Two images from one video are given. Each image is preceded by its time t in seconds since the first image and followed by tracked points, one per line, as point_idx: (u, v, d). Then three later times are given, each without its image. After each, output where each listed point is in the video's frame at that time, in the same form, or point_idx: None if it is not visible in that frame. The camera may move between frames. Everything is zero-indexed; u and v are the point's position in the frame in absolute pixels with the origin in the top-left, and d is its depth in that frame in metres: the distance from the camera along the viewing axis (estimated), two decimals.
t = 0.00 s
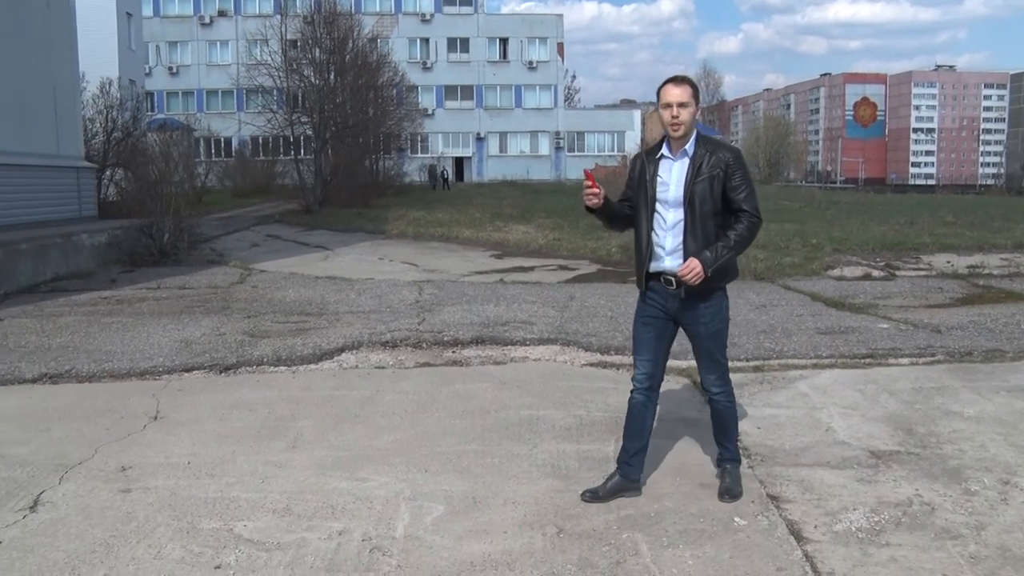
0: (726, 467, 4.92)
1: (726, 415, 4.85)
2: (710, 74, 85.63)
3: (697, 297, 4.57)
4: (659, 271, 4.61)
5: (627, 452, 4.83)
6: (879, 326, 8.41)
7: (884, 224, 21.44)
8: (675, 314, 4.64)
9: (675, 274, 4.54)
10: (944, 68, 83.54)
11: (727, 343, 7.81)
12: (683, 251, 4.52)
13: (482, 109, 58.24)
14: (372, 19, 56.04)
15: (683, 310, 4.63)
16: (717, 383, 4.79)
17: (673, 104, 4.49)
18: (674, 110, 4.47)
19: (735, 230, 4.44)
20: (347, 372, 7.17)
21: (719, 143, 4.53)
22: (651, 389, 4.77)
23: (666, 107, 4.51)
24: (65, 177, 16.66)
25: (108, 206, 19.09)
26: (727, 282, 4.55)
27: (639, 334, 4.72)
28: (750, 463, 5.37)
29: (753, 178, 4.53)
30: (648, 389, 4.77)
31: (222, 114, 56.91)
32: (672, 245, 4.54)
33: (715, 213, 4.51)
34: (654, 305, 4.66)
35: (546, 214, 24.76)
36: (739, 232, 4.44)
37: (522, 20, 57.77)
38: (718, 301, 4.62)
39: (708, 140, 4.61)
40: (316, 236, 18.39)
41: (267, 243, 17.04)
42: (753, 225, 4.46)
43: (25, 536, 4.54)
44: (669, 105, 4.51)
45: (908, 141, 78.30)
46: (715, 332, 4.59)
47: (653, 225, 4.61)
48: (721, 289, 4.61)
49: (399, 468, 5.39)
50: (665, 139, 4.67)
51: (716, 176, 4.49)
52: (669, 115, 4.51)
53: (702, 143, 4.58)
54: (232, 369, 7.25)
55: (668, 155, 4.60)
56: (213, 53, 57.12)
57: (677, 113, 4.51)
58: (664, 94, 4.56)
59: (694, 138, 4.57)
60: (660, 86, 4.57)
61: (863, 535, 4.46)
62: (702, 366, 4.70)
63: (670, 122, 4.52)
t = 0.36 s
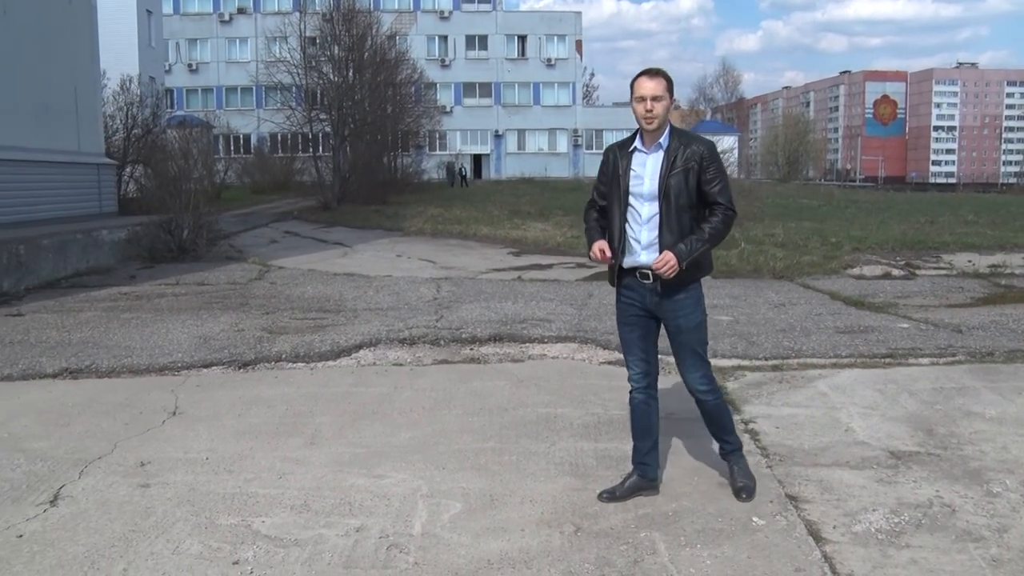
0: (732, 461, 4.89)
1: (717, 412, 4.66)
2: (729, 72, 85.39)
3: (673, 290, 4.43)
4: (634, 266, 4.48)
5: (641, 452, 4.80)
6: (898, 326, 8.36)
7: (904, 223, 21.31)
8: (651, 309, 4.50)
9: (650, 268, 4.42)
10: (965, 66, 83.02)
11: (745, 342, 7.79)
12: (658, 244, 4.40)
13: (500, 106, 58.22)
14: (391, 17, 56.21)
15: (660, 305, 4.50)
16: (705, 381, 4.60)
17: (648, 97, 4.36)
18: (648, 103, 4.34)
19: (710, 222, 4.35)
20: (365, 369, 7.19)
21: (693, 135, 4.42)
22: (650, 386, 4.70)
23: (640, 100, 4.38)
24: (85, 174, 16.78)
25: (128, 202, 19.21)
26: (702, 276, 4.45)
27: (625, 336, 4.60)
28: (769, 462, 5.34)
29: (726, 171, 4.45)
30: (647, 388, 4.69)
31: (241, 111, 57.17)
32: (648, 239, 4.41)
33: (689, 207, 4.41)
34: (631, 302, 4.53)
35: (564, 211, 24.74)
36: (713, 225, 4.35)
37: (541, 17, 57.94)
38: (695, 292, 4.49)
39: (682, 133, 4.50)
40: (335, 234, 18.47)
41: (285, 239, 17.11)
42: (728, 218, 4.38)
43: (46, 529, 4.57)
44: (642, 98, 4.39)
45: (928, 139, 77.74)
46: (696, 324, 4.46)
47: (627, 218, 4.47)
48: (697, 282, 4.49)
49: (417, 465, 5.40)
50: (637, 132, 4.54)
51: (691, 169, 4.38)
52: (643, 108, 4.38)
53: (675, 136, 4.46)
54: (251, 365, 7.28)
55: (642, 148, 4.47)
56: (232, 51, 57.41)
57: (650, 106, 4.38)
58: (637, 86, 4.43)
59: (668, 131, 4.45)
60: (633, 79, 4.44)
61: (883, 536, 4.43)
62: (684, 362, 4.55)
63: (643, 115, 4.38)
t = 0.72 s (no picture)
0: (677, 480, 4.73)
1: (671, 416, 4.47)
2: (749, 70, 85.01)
3: (665, 287, 4.33)
4: (630, 266, 4.41)
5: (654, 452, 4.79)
6: (920, 326, 8.29)
7: (925, 223, 21.15)
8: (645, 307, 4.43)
9: (646, 268, 4.36)
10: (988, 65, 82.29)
11: (765, 342, 7.75)
12: (654, 244, 4.33)
13: (520, 104, 58.20)
14: (410, 15, 56.29)
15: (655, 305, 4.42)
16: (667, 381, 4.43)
17: (638, 97, 4.26)
18: (639, 104, 4.25)
19: (707, 219, 4.27)
20: (384, 366, 7.21)
21: (685, 133, 4.33)
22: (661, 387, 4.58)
23: (630, 101, 4.29)
24: (107, 171, 16.91)
25: (149, 199, 19.35)
26: (697, 273, 4.36)
27: (630, 338, 4.56)
28: (788, 463, 5.32)
29: (721, 167, 4.36)
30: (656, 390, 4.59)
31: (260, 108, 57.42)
32: (643, 239, 4.35)
33: (684, 205, 4.34)
34: (628, 303, 4.47)
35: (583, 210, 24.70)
36: (710, 224, 4.27)
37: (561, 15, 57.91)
38: (687, 288, 4.38)
39: (674, 131, 4.41)
40: (353, 231, 18.51)
41: (304, 237, 17.19)
42: (724, 215, 4.30)
43: (67, 524, 4.61)
44: (632, 100, 4.29)
45: (949, 137, 77.04)
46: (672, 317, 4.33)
47: (623, 219, 4.41)
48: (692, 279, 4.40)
49: (436, 462, 5.41)
50: (630, 132, 4.46)
51: (684, 168, 4.30)
52: (634, 110, 4.29)
53: (668, 135, 4.38)
54: (270, 362, 7.31)
55: (634, 149, 4.39)
56: (252, 49, 57.66)
57: (642, 106, 4.29)
58: (626, 87, 4.34)
59: (659, 130, 4.37)
60: (623, 80, 4.35)
61: (904, 538, 4.39)
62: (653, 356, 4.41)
63: (635, 116, 4.30)
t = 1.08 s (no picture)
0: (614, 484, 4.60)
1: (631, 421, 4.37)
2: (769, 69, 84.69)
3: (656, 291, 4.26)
4: (625, 269, 4.37)
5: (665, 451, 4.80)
6: (942, 327, 8.23)
7: (947, 223, 21.01)
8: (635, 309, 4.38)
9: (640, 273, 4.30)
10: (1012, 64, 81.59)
11: (785, 342, 7.71)
12: (648, 248, 4.26)
13: (538, 103, 58.18)
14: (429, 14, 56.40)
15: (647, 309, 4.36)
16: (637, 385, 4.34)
17: (637, 99, 4.18)
18: (638, 106, 4.17)
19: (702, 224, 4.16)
20: (402, 365, 7.22)
21: (685, 137, 4.24)
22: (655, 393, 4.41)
23: (630, 103, 4.21)
24: (127, 169, 17.03)
25: (170, 197, 19.47)
26: (690, 279, 4.25)
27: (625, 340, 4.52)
28: (807, 464, 5.29)
29: (720, 172, 4.25)
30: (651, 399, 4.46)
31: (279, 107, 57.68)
32: (637, 243, 4.29)
33: (681, 209, 4.24)
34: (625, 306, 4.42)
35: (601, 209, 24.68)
36: (705, 230, 4.16)
37: (580, 14, 57.88)
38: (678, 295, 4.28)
39: (676, 133, 4.32)
40: (373, 229, 18.56)
41: (322, 235, 17.25)
42: (721, 221, 4.18)
43: (88, 519, 4.64)
44: (632, 101, 4.21)
45: (972, 137, 76.36)
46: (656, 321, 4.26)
47: (621, 222, 4.36)
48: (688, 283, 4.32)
49: (454, 461, 5.41)
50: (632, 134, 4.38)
51: (681, 171, 4.21)
52: (633, 111, 4.21)
53: (669, 137, 4.28)
54: (288, 360, 7.34)
55: (634, 152, 4.32)
56: (272, 48, 57.93)
57: (641, 108, 4.21)
58: (626, 88, 4.26)
59: (660, 132, 4.28)
60: (623, 81, 4.28)
61: (925, 541, 4.36)
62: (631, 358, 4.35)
63: (635, 119, 4.22)
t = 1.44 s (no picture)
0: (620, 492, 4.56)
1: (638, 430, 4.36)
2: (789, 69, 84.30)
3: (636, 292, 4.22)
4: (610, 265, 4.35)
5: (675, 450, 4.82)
6: (964, 329, 8.17)
7: (970, 224, 20.86)
8: (625, 310, 4.36)
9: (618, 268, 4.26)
10: None
11: (804, 343, 7.68)
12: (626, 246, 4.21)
13: (557, 103, 58.13)
14: (449, 13, 56.45)
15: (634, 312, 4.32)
16: (637, 396, 4.33)
17: (632, 93, 4.15)
18: (634, 101, 4.13)
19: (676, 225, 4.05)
20: (422, 364, 7.23)
21: (677, 136, 4.16)
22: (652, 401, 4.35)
23: (626, 97, 4.18)
24: (148, 166, 17.15)
25: (189, 195, 19.59)
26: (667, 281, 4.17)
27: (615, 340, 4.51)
28: (827, 466, 5.26)
29: (708, 175, 4.12)
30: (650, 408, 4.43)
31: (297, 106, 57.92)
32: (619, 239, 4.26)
33: (663, 208, 4.16)
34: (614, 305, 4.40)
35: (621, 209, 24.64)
36: (680, 231, 4.05)
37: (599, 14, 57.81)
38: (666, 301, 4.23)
39: (674, 132, 4.24)
40: (391, 228, 18.61)
41: (341, 234, 17.31)
42: (699, 225, 4.05)
43: (110, 514, 4.68)
44: (629, 95, 4.18)
45: (995, 137, 75.76)
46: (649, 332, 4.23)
47: (611, 217, 4.34)
48: (669, 287, 4.22)
49: (473, 460, 5.42)
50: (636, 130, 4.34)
51: (666, 170, 4.13)
52: (629, 105, 4.18)
53: (664, 136, 4.21)
54: (308, 358, 7.37)
55: (631, 147, 4.29)
56: (292, 47, 58.16)
57: (638, 104, 4.16)
58: (627, 83, 4.23)
59: (656, 130, 4.22)
60: (625, 74, 4.25)
61: (946, 544, 4.33)
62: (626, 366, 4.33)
63: (629, 113, 4.19)
